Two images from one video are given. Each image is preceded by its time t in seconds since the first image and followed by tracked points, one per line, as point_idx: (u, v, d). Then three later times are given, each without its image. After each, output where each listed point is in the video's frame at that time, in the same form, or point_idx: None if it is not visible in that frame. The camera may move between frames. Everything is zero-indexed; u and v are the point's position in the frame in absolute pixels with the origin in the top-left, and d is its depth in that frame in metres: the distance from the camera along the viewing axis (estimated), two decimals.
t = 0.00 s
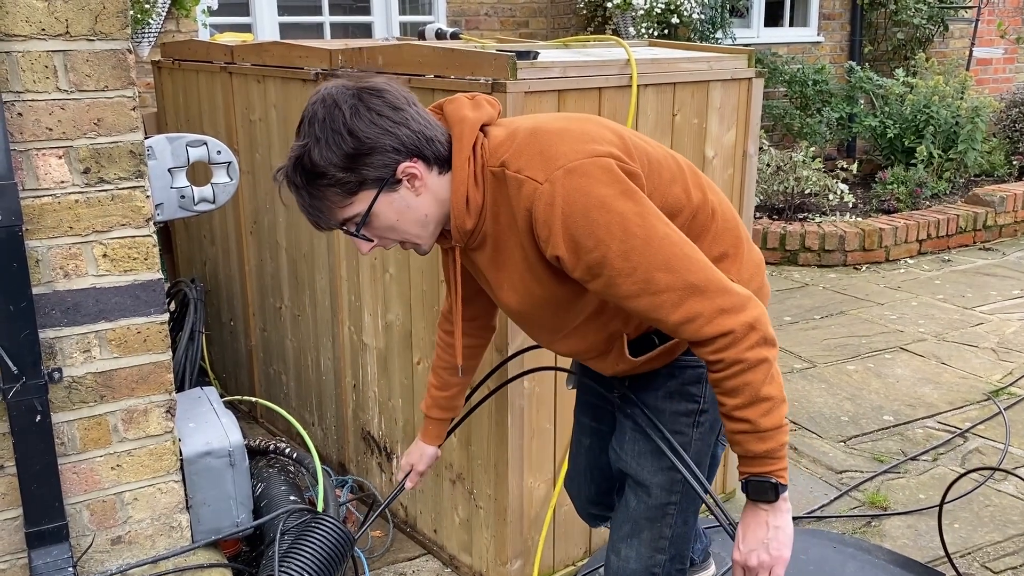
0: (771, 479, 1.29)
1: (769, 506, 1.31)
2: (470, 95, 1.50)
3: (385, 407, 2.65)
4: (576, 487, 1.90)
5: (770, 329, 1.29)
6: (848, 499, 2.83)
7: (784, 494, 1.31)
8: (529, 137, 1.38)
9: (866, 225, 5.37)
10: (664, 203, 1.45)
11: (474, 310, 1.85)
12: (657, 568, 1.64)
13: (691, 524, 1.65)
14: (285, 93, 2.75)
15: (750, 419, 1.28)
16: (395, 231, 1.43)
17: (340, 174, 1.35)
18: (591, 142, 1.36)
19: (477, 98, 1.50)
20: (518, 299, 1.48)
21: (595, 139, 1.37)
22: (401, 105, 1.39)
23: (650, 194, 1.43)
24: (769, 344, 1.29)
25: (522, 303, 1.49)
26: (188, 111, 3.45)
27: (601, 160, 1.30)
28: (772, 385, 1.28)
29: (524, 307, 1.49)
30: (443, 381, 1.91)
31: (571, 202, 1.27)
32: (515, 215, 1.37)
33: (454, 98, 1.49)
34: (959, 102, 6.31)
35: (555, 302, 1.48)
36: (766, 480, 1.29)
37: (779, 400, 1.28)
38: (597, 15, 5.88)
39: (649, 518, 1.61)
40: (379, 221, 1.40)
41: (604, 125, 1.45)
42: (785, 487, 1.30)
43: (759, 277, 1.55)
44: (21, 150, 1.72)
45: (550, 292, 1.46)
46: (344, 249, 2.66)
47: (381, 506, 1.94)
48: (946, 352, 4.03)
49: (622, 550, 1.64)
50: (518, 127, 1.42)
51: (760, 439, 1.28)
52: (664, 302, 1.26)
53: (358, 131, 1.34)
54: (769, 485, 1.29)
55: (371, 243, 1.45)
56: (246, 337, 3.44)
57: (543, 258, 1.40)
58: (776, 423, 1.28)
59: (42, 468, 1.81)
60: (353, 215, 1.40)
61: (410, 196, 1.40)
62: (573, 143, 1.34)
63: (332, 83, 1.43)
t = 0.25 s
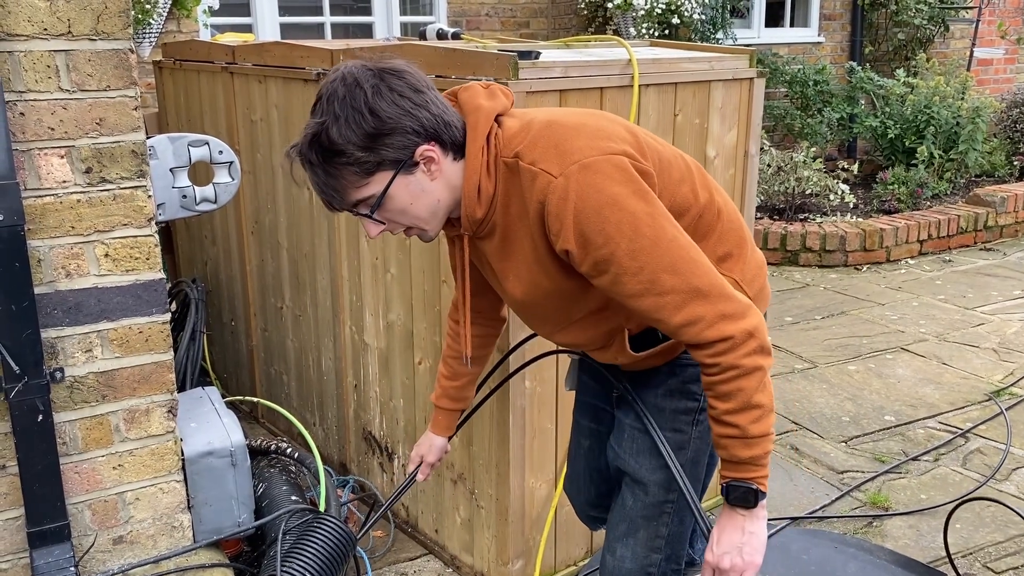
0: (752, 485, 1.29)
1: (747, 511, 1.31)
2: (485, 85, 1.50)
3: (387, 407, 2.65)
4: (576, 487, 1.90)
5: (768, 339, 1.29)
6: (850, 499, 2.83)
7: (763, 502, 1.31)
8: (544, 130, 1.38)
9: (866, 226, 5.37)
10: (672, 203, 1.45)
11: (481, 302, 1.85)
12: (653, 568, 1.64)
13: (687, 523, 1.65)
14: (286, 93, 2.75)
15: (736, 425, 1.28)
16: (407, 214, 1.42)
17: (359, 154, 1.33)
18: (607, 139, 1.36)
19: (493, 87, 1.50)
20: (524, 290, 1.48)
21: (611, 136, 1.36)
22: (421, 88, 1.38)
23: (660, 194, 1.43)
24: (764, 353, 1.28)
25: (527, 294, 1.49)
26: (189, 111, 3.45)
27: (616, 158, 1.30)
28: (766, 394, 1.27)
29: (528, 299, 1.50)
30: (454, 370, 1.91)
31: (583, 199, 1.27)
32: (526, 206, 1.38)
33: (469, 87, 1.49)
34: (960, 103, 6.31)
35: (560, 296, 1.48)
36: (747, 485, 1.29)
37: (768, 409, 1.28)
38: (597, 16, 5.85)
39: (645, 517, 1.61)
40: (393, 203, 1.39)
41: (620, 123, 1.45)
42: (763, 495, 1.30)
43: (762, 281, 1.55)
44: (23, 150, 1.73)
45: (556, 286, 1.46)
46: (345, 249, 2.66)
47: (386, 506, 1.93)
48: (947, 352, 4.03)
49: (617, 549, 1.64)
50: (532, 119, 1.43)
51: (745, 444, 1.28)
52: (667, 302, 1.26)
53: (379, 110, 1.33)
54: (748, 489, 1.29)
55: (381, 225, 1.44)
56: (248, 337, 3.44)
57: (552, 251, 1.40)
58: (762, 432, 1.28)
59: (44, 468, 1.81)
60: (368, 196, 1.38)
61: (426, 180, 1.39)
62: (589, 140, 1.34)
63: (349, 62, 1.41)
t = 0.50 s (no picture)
0: (752, 489, 1.28)
1: (747, 515, 1.31)
2: (488, 83, 1.49)
3: (387, 408, 2.65)
4: (576, 488, 1.90)
5: (774, 338, 1.29)
6: (850, 500, 2.83)
7: (765, 507, 1.30)
8: (550, 130, 1.38)
9: (867, 226, 5.37)
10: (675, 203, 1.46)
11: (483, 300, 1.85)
12: (654, 566, 1.64)
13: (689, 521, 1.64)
14: (287, 93, 2.75)
15: (741, 427, 1.28)
16: (416, 214, 1.42)
17: (371, 152, 1.33)
18: (613, 140, 1.36)
19: (495, 87, 1.49)
20: (527, 290, 1.49)
21: (617, 137, 1.37)
22: (430, 86, 1.39)
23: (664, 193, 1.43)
24: (771, 356, 1.29)
25: (530, 294, 1.49)
26: (190, 111, 3.45)
27: (623, 159, 1.31)
28: (771, 398, 1.27)
29: (531, 298, 1.50)
30: (449, 359, 1.93)
31: (591, 199, 1.28)
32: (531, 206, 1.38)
33: (473, 84, 1.48)
34: (960, 103, 6.31)
35: (565, 297, 1.48)
36: (749, 489, 1.28)
37: (773, 413, 1.27)
38: (598, 16, 5.83)
39: (646, 516, 1.61)
40: (403, 202, 1.38)
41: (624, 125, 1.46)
42: (763, 501, 1.29)
43: (761, 281, 1.55)
44: (25, 150, 1.73)
45: (560, 286, 1.46)
46: (346, 248, 2.66)
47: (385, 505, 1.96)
48: (947, 353, 4.03)
49: (618, 548, 1.64)
50: (538, 119, 1.42)
51: (748, 447, 1.28)
52: (674, 303, 1.26)
53: (392, 107, 1.32)
54: (747, 493, 1.28)
55: (388, 225, 1.43)
56: (248, 337, 3.45)
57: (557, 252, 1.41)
58: (767, 434, 1.28)
59: (45, 468, 1.81)
60: (378, 195, 1.37)
61: (435, 179, 1.39)
62: (596, 140, 1.35)
63: (355, 60, 1.41)
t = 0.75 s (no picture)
0: (738, 538, 1.24)
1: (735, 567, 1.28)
2: (490, 86, 1.49)
3: (387, 408, 2.65)
4: (575, 489, 1.90)
5: (764, 378, 1.24)
6: (850, 501, 2.83)
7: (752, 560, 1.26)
8: (552, 141, 1.38)
9: (867, 227, 5.37)
10: (675, 209, 1.46)
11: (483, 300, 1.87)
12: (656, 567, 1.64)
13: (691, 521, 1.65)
14: (287, 94, 2.75)
15: (727, 471, 1.23)
16: (427, 225, 1.41)
17: (387, 165, 1.31)
18: (617, 153, 1.35)
19: (499, 90, 1.49)
20: (526, 294, 1.51)
21: (622, 150, 1.36)
22: (440, 95, 1.38)
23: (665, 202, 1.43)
24: (759, 396, 1.23)
25: (528, 297, 1.51)
26: (190, 112, 3.45)
27: (625, 177, 1.30)
28: (759, 439, 1.22)
29: (529, 301, 1.52)
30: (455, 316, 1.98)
31: (590, 215, 1.27)
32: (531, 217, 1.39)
33: (476, 87, 1.48)
34: (960, 104, 6.31)
35: (565, 303, 1.50)
36: (738, 539, 1.25)
37: (762, 456, 1.22)
38: (598, 17, 5.81)
39: (649, 516, 1.61)
40: (417, 214, 1.38)
41: (632, 134, 1.45)
42: (752, 553, 1.25)
43: (755, 276, 1.59)
44: (25, 151, 1.73)
45: (557, 292, 1.48)
46: (346, 249, 2.66)
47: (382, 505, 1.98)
48: (947, 353, 4.03)
49: (620, 548, 1.64)
50: (541, 127, 1.42)
51: (734, 493, 1.24)
52: (660, 325, 1.23)
53: (407, 119, 1.31)
54: (734, 543, 1.25)
55: (399, 238, 1.42)
56: (248, 338, 3.45)
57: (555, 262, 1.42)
58: (754, 481, 1.22)
59: (45, 469, 1.81)
60: (392, 208, 1.36)
61: (447, 189, 1.39)
62: (598, 153, 1.34)
63: (361, 69, 1.39)
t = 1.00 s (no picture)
0: None
1: None
2: (494, 92, 1.47)
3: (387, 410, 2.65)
4: (575, 491, 1.90)
5: (693, 423, 1.23)
6: (849, 502, 2.83)
7: None
8: (558, 151, 1.37)
9: (867, 228, 5.37)
10: (675, 219, 1.47)
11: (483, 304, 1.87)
12: (656, 568, 1.64)
13: (691, 522, 1.65)
14: (287, 95, 2.76)
15: (616, 511, 1.23)
16: (444, 237, 1.41)
17: (410, 177, 1.30)
18: (622, 168, 1.34)
19: (504, 97, 1.48)
20: (525, 300, 1.52)
21: (626, 164, 1.35)
22: (455, 104, 1.37)
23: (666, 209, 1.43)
24: (677, 445, 1.22)
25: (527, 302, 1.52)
26: (190, 113, 3.45)
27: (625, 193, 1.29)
28: (658, 489, 1.22)
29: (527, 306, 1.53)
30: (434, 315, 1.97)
31: (583, 227, 1.27)
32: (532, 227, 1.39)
33: (481, 95, 1.45)
34: (961, 105, 6.31)
35: (560, 309, 1.51)
36: None
37: (657, 507, 1.23)
38: (598, 18, 5.81)
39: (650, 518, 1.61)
40: (434, 225, 1.37)
41: (643, 145, 1.44)
42: None
43: (756, 278, 1.60)
44: (25, 152, 1.73)
45: (554, 299, 1.48)
46: (346, 251, 2.66)
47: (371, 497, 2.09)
48: (947, 354, 4.03)
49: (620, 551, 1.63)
50: (547, 136, 1.41)
51: (616, 539, 1.22)
52: (615, 341, 1.24)
53: (426, 130, 1.30)
54: None
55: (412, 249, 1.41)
56: (248, 339, 3.45)
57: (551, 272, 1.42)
58: (633, 530, 1.22)
59: (44, 470, 1.81)
60: (411, 220, 1.35)
61: (464, 200, 1.38)
62: (602, 166, 1.33)
63: (374, 78, 1.38)
